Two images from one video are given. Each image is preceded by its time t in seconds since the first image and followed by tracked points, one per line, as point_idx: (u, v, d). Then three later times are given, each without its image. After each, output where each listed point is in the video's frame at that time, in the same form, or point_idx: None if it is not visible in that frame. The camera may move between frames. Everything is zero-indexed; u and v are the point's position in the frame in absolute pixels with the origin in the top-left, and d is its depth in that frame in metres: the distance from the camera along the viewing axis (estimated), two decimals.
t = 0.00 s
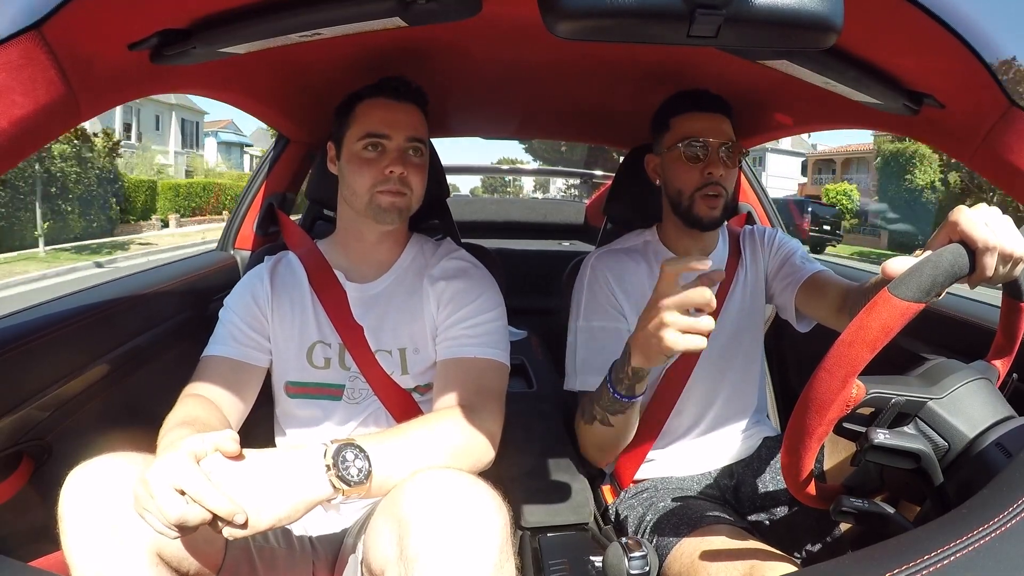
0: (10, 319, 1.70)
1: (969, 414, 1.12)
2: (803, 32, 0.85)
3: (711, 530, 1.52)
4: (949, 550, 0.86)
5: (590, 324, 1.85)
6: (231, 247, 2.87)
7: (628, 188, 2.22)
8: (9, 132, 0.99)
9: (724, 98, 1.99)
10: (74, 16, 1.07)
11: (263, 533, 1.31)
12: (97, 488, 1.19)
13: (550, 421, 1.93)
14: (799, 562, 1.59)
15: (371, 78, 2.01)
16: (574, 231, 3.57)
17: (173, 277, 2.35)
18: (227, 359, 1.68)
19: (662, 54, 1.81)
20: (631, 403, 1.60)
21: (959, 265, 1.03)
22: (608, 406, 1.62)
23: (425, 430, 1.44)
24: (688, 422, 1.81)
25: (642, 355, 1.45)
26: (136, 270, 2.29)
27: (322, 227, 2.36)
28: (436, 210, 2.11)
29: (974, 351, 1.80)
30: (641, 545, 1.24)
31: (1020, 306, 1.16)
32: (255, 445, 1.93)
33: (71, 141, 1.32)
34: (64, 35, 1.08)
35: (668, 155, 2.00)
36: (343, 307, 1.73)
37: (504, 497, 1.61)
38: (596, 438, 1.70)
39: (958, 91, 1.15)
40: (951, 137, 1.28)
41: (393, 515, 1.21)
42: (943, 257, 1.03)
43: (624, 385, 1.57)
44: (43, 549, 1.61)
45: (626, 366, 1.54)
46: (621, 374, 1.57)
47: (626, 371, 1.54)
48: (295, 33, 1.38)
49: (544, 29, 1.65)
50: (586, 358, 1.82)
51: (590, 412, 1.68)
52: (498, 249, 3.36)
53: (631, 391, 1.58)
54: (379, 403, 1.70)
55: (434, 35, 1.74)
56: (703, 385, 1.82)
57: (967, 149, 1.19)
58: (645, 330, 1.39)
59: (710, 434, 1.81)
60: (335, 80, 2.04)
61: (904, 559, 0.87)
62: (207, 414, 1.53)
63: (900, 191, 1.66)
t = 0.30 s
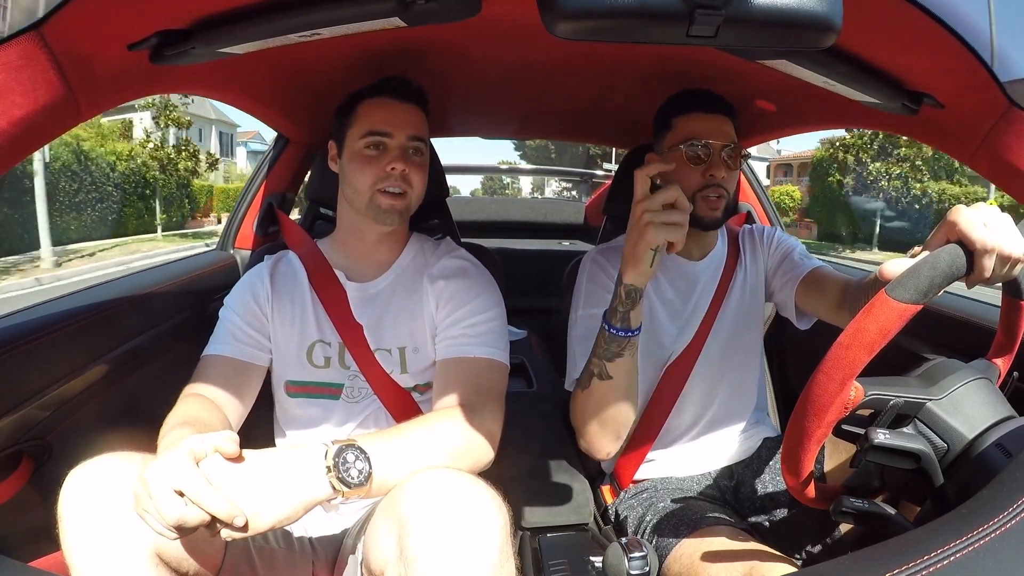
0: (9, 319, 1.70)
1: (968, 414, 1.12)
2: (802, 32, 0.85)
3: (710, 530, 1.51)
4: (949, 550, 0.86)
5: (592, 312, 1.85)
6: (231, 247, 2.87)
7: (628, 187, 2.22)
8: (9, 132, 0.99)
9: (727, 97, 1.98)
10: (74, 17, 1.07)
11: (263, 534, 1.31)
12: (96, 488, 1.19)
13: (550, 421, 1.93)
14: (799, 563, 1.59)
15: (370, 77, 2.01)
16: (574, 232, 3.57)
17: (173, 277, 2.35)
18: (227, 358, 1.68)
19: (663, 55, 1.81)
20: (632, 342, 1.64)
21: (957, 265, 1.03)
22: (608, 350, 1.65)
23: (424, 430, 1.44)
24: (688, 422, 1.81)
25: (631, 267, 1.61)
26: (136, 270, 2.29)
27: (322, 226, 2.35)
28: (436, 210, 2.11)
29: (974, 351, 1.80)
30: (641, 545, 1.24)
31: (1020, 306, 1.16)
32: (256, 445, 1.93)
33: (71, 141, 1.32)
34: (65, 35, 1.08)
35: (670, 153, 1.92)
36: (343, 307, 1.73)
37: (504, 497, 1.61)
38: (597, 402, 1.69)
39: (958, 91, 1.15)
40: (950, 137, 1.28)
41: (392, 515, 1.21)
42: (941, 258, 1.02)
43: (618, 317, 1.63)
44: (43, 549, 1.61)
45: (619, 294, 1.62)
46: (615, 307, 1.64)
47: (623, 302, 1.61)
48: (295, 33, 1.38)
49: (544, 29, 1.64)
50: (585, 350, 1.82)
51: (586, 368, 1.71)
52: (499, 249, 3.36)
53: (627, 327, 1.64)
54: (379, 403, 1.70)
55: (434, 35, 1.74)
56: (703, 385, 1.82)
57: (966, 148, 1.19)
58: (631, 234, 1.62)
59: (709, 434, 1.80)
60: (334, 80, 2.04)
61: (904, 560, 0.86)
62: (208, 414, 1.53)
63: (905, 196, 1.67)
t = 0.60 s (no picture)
0: (9, 319, 1.70)
1: (968, 414, 1.12)
2: (803, 32, 0.85)
3: (710, 530, 1.52)
4: (949, 550, 0.86)
5: (592, 322, 1.84)
6: (231, 247, 2.88)
7: (628, 187, 2.22)
8: (9, 132, 0.99)
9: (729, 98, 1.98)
10: (74, 17, 1.07)
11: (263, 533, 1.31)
12: (96, 488, 1.19)
13: (549, 421, 1.93)
14: (798, 562, 1.59)
15: (370, 77, 2.01)
16: (574, 231, 3.58)
17: (173, 277, 2.36)
18: (227, 358, 1.68)
19: (664, 55, 1.81)
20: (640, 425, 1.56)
21: (954, 266, 1.03)
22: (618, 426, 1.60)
23: (424, 431, 1.44)
24: (688, 423, 1.81)
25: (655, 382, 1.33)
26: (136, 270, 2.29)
27: (322, 227, 2.35)
28: (436, 210, 2.12)
29: (973, 350, 1.80)
30: (641, 545, 1.24)
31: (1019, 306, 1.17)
32: (256, 444, 1.93)
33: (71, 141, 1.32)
34: (64, 34, 1.08)
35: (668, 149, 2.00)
36: (342, 308, 1.73)
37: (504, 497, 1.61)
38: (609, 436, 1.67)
39: (959, 93, 1.15)
40: (950, 138, 1.28)
41: (392, 515, 1.21)
42: (939, 259, 1.03)
43: (637, 409, 1.51)
44: (43, 549, 1.61)
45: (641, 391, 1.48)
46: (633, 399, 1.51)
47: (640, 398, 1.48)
48: (296, 33, 1.38)
49: (544, 29, 1.65)
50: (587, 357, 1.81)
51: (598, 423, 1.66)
52: (499, 249, 3.36)
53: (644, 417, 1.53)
54: (379, 403, 1.70)
55: (434, 35, 1.74)
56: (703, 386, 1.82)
57: (968, 150, 1.19)
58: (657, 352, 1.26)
59: (709, 435, 1.80)
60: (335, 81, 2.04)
61: (904, 559, 0.87)
62: (208, 414, 1.53)
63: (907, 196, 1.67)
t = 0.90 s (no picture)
0: (9, 319, 1.70)
1: (969, 414, 1.12)
2: (802, 33, 0.85)
3: (710, 530, 1.51)
4: (949, 549, 0.86)
5: (594, 326, 1.83)
6: (231, 247, 2.88)
7: (628, 187, 2.22)
8: (9, 132, 0.99)
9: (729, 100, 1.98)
10: (74, 17, 1.07)
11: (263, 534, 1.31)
12: (96, 489, 1.19)
13: (550, 421, 1.93)
14: (799, 562, 1.59)
15: (371, 77, 2.01)
16: (575, 231, 3.58)
17: (173, 276, 2.36)
18: (227, 359, 1.68)
19: (664, 55, 1.81)
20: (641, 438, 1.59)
21: (957, 266, 1.03)
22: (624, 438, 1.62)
23: (424, 430, 1.44)
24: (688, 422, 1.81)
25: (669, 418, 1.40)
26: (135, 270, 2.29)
27: (323, 226, 2.35)
28: (437, 210, 2.12)
29: (973, 351, 1.80)
30: (641, 545, 1.24)
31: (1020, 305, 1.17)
32: (256, 444, 1.93)
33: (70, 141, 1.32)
34: (65, 34, 1.08)
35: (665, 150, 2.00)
36: (343, 307, 1.73)
37: (504, 497, 1.61)
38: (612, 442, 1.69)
39: (959, 92, 1.15)
40: (950, 138, 1.28)
41: (392, 515, 1.21)
42: (941, 259, 1.03)
43: (645, 428, 1.54)
44: (43, 549, 1.61)
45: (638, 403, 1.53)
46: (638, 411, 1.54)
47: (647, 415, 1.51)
48: (296, 32, 1.39)
49: (544, 29, 1.65)
50: (588, 360, 1.80)
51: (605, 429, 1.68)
52: (499, 249, 3.36)
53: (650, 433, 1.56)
54: (379, 403, 1.70)
55: (434, 35, 1.74)
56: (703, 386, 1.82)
57: (967, 149, 1.19)
58: (671, 391, 1.33)
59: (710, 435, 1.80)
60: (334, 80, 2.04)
61: (904, 559, 0.86)
62: (208, 414, 1.54)
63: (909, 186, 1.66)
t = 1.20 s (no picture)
0: (9, 319, 1.70)
1: (969, 414, 1.12)
2: (802, 32, 0.85)
3: (710, 530, 1.51)
4: (949, 550, 0.86)
5: (595, 324, 1.84)
6: (231, 247, 2.89)
7: (628, 187, 2.22)
8: (9, 132, 0.99)
9: (734, 103, 1.97)
10: (73, 17, 1.07)
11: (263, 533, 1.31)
12: (97, 489, 1.19)
13: (550, 421, 1.93)
14: (798, 562, 1.59)
15: (371, 77, 2.01)
16: (575, 231, 3.58)
17: (172, 277, 2.36)
18: (228, 358, 1.68)
19: (664, 55, 1.81)
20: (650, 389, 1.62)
21: (958, 265, 1.03)
22: (627, 396, 1.65)
23: (424, 430, 1.44)
24: (688, 422, 1.81)
25: (660, 335, 1.50)
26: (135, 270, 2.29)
27: (323, 226, 2.35)
28: (437, 209, 2.12)
29: (974, 351, 1.79)
30: (641, 545, 1.24)
31: (1020, 306, 1.16)
32: (256, 444, 1.93)
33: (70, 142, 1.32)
34: (65, 35, 1.07)
35: (670, 156, 1.99)
36: (343, 307, 1.73)
37: (504, 497, 1.61)
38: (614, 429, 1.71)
39: (959, 91, 1.14)
40: (950, 138, 1.27)
41: (392, 514, 1.21)
42: (942, 258, 1.02)
43: (642, 370, 1.59)
44: (43, 549, 1.62)
45: (644, 352, 1.57)
46: (639, 361, 1.59)
47: (644, 356, 1.57)
48: (295, 32, 1.38)
49: (544, 29, 1.65)
50: (590, 358, 1.82)
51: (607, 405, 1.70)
52: (499, 249, 3.36)
53: (650, 378, 1.61)
54: (379, 402, 1.70)
55: (435, 35, 1.74)
56: (704, 386, 1.82)
57: (968, 149, 1.19)
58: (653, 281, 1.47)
59: (709, 434, 1.80)
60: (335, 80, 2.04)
61: (904, 559, 0.86)
62: (208, 414, 1.54)
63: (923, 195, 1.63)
